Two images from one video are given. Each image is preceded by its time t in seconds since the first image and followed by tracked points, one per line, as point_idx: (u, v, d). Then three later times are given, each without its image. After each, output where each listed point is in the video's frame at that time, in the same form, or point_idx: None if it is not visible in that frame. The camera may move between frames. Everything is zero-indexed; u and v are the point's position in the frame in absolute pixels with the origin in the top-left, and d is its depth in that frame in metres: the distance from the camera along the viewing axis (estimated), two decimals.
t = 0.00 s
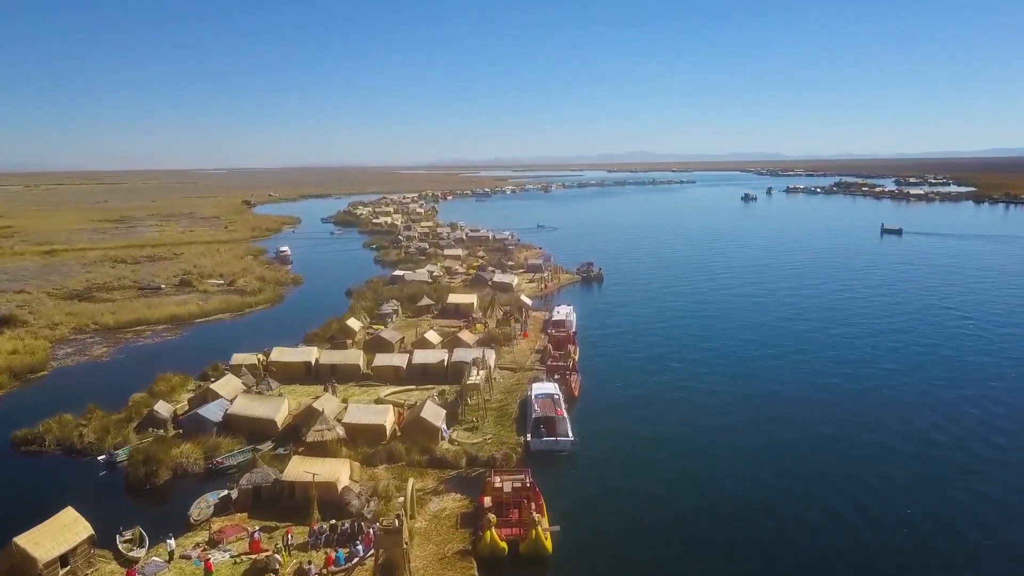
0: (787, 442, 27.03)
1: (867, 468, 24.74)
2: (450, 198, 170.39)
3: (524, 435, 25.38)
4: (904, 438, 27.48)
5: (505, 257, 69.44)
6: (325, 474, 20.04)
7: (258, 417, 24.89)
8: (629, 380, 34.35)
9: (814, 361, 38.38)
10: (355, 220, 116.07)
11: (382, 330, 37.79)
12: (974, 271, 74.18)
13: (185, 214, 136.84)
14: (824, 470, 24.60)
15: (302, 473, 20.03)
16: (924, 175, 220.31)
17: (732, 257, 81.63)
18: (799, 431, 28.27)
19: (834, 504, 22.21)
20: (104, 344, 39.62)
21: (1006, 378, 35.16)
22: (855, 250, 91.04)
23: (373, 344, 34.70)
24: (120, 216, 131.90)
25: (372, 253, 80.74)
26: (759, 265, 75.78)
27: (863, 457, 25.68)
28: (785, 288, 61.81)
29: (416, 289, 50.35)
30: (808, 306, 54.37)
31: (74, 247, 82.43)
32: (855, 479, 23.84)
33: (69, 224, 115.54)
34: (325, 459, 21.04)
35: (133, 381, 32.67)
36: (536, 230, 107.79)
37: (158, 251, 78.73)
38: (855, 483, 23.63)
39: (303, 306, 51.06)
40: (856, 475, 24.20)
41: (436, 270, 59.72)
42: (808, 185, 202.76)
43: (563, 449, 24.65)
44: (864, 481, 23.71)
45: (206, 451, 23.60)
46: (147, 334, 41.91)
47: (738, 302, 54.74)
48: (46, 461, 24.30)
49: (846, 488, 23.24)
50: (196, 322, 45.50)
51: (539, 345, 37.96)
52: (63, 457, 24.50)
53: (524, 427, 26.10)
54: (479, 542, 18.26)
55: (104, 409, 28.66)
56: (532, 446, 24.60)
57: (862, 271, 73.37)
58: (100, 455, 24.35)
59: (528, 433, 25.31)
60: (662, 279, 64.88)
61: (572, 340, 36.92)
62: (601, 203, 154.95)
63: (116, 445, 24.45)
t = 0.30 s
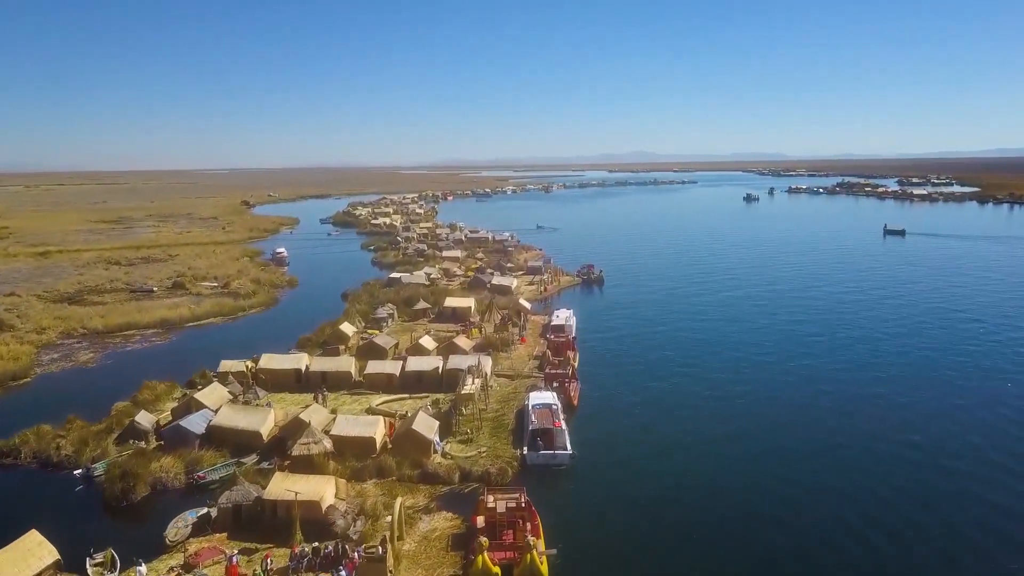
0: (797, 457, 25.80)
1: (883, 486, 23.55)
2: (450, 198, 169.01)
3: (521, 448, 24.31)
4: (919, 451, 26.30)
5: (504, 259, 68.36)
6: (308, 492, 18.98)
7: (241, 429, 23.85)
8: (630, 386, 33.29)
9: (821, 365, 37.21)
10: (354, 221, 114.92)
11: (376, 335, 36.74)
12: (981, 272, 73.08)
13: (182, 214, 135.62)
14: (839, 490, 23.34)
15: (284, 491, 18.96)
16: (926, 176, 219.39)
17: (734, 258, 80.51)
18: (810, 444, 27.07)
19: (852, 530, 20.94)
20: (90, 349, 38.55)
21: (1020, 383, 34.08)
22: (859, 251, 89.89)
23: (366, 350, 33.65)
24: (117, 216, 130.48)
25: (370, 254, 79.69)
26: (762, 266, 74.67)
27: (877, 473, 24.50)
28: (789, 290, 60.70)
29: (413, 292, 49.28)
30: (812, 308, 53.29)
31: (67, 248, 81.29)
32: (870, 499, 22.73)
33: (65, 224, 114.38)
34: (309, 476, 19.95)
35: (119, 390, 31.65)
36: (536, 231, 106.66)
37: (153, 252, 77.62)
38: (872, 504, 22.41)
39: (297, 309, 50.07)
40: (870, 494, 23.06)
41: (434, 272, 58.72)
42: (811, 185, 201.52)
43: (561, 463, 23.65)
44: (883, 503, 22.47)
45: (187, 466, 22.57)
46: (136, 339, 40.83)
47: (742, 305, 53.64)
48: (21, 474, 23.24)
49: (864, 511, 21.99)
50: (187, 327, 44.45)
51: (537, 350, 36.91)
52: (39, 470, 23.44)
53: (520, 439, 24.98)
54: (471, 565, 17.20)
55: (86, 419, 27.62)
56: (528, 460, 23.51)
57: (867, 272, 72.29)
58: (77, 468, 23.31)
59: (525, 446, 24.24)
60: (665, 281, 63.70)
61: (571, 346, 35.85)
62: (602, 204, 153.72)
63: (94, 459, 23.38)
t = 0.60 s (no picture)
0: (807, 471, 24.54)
1: (898, 501, 22.47)
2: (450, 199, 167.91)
3: (517, 462, 23.20)
4: (934, 463, 25.15)
5: (503, 261, 67.31)
6: (290, 512, 17.90)
7: (224, 442, 22.76)
8: (631, 393, 32.21)
9: (829, 370, 36.06)
10: (352, 221, 113.96)
11: (369, 341, 35.71)
12: (987, 274, 72.01)
13: (179, 215, 134.58)
14: (854, 508, 22.12)
15: (264, 512, 17.87)
16: (927, 176, 218.41)
17: (736, 259, 79.42)
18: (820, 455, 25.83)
19: (869, 554, 19.72)
20: (76, 355, 37.49)
21: None
22: (863, 252, 88.85)
23: (358, 357, 32.56)
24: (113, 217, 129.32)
25: (368, 256, 78.72)
26: (765, 267, 73.57)
27: (891, 486, 23.42)
28: (793, 292, 59.62)
29: (409, 295, 48.15)
30: (817, 310, 52.22)
31: (61, 250, 80.19)
32: (884, 515, 21.66)
33: (60, 225, 113.24)
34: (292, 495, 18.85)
35: (102, 399, 30.61)
36: (535, 232, 105.61)
37: (147, 254, 76.54)
38: (888, 524, 21.22)
39: (291, 313, 49.06)
40: (885, 509, 22.00)
41: (431, 274, 57.72)
42: (813, 185, 200.61)
43: (559, 478, 22.53)
44: (902, 524, 21.22)
45: (166, 481, 21.48)
46: (123, 344, 39.77)
47: (745, 308, 52.56)
48: None
49: (880, 532, 20.79)
50: (176, 331, 43.40)
51: (535, 356, 35.87)
52: (12, 485, 22.35)
53: (517, 453, 23.83)
54: None
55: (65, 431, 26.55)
56: (525, 475, 22.37)
57: (871, 274, 71.26)
58: (52, 483, 22.23)
59: (522, 460, 23.12)
60: (666, 283, 62.58)
61: (570, 352, 34.79)
62: (603, 204, 152.66)
63: (70, 473, 22.30)
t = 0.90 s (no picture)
0: (817, 481, 23.36)
1: (912, 513, 21.33)
2: (450, 199, 166.98)
3: (512, 478, 22.12)
4: (948, 471, 24.03)
5: (502, 262, 66.32)
6: (269, 535, 16.89)
7: (206, 456, 21.73)
8: (633, 399, 31.09)
9: (837, 374, 34.92)
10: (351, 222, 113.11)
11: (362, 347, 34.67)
12: (995, 275, 70.81)
13: (178, 215, 133.82)
14: (869, 521, 20.93)
15: (241, 535, 16.85)
16: (930, 177, 217.44)
17: (739, 260, 78.32)
18: (831, 463, 24.64)
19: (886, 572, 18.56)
20: (61, 361, 36.51)
21: None
22: (867, 253, 87.74)
23: (350, 364, 31.50)
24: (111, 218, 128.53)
25: (366, 257, 77.77)
26: (769, 269, 72.51)
27: (905, 497, 22.31)
28: (798, 295, 58.51)
29: (405, 299, 47.08)
30: (823, 313, 51.09)
31: (56, 251, 79.34)
32: (897, 528, 20.56)
33: (58, 226, 112.49)
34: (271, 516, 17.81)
35: (84, 408, 29.61)
36: (536, 233, 104.56)
37: (142, 256, 75.65)
38: (906, 540, 19.99)
39: (285, 316, 48.08)
40: (898, 522, 20.88)
41: (429, 277, 56.72)
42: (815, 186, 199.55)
43: (556, 495, 21.41)
44: (921, 540, 19.97)
45: (143, 497, 20.44)
46: (111, 349, 38.81)
47: (749, 310, 51.46)
48: None
49: (897, 549, 19.59)
50: (166, 335, 42.41)
51: (533, 363, 34.80)
52: None
53: (512, 469, 22.73)
54: None
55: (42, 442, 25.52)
56: (520, 492, 21.25)
57: (876, 275, 70.12)
58: (25, 498, 21.23)
59: (517, 476, 22.03)
60: (668, 285, 61.50)
61: (569, 358, 33.73)
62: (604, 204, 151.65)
63: (43, 489, 21.29)
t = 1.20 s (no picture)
0: (830, 492, 22.13)
1: (928, 524, 20.19)
2: (450, 200, 166.06)
3: (507, 496, 20.98)
4: (962, 478, 22.93)
5: (501, 264, 65.25)
6: (244, 562, 15.85)
7: (185, 472, 20.69)
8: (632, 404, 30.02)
9: (844, 378, 33.81)
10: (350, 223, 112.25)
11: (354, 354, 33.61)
12: (1001, 276, 69.70)
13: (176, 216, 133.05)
14: (886, 536, 19.67)
15: (214, 563, 15.82)
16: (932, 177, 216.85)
17: (742, 262, 77.26)
18: (843, 472, 23.40)
19: None
20: (45, 367, 35.53)
21: None
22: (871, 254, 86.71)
23: (341, 371, 30.46)
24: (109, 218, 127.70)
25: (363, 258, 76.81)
26: (771, 270, 71.45)
27: (918, 506, 21.20)
28: (802, 296, 57.42)
29: (401, 302, 46.04)
30: (828, 315, 49.99)
31: (50, 253, 78.45)
32: (911, 540, 19.43)
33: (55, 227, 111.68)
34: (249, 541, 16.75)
35: (65, 416, 28.62)
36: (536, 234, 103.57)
37: (137, 257, 74.74)
38: (926, 556, 18.73)
39: (278, 319, 47.10)
40: (912, 533, 19.75)
41: (426, 278, 55.71)
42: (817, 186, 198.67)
43: (552, 514, 20.18)
44: (942, 556, 18.71)
45: (118, 516, 19.45)
46: (98, 354, 37.84)
47: (753, 313, 50.37)
48: None
49: (917, 566, 18.33)
50: (155, 339, 41.44)
51: (530, 369, 33.76)
52: None
53: (507, 486, 21.59)
54: None
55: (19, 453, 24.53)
56: (515, 510, 20.07)
57: (880, 277, 69.05)
58: None
59: (512, 494, 20.88)
60: (669, 287, 60.44)
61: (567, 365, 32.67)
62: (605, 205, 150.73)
63: (14, 505, 20.29)
